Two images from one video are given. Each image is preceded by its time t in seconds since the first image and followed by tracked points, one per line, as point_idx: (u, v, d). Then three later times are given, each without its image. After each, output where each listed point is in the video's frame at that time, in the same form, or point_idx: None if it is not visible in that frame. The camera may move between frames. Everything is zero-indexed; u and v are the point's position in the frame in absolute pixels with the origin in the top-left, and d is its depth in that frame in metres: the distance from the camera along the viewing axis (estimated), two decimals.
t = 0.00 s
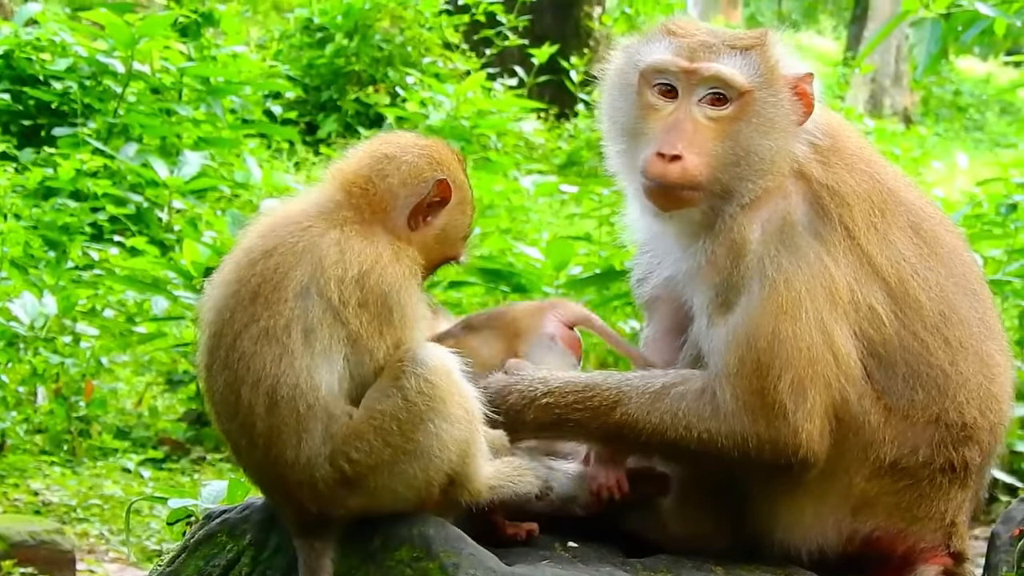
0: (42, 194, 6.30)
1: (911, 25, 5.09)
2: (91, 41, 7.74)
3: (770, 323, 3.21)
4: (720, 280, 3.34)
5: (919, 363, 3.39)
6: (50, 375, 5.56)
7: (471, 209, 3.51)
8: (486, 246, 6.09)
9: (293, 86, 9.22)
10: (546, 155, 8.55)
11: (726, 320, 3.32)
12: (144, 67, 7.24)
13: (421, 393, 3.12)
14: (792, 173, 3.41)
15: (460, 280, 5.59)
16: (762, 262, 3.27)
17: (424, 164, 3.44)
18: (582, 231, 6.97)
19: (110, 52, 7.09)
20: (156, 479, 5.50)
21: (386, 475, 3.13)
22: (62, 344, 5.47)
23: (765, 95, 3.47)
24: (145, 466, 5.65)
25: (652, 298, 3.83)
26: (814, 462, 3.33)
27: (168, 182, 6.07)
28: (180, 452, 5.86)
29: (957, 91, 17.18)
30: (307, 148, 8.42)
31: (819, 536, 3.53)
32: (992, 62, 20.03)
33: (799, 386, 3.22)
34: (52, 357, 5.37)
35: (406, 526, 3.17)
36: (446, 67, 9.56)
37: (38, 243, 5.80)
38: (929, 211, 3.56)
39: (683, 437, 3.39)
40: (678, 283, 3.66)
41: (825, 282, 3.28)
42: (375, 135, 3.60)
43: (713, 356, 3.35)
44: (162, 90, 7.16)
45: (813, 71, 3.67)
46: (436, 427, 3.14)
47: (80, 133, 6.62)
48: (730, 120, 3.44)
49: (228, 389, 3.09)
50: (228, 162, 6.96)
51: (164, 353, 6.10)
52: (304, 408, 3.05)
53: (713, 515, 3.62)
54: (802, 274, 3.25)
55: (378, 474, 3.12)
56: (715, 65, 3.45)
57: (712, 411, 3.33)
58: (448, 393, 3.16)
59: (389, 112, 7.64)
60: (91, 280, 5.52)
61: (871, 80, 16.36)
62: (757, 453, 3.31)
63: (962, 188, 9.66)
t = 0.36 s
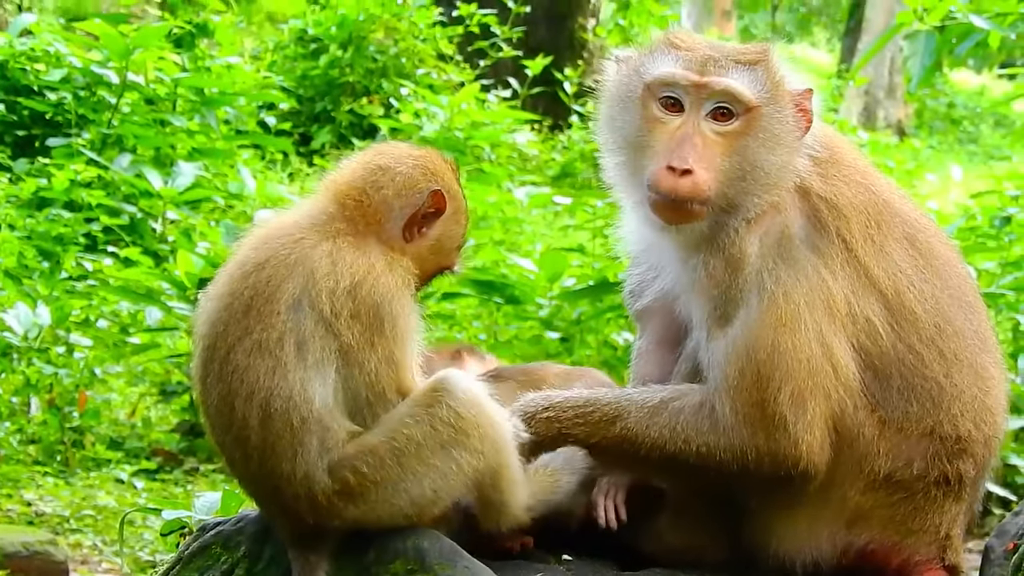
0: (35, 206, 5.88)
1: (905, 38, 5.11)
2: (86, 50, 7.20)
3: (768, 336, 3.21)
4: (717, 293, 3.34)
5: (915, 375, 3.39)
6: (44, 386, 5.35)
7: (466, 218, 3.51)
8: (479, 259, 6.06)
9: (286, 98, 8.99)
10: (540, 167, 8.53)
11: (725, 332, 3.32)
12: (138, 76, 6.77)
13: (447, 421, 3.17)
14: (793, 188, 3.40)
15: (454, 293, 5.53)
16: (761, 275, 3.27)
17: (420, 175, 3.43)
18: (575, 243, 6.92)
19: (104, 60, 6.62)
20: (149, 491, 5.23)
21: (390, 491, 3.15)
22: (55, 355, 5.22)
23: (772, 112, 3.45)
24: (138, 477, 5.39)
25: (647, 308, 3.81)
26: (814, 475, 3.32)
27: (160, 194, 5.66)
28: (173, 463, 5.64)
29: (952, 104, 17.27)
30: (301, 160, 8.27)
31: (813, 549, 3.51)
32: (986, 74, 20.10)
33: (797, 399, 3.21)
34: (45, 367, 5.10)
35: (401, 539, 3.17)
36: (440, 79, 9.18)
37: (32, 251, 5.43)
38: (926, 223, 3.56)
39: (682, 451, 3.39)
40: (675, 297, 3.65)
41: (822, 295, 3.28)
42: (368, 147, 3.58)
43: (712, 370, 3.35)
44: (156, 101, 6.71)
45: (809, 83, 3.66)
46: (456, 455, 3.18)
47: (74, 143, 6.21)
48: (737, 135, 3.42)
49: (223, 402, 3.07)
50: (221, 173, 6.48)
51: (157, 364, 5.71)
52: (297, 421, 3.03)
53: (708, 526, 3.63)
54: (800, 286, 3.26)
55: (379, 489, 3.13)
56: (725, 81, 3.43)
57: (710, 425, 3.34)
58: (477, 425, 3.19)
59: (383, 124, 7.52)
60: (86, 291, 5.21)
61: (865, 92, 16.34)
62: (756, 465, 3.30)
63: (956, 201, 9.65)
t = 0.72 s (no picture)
0: (32, 220, 5.75)
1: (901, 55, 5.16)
2: (84, 67, 6.83)
3: (765, 355, 3.21)
4: (715, 310, 3.34)
5: (913, 393, 3.39)
6: (41, 401, 5.14)
7: (472, 242, 3.46)
8: (476, 273, 6.04)
9: (283, 112, 8.86)
10: (536, 182, 8.54)
11: (722, 350, 3.32)
12: (134, 92, 6.62)
13: (424, 428, 3.10)
14: (795, 205, 3.40)
15: (452, 309, 5.48)
16: (758, 294, 3.27)
17: (427, 197, 3.39)
18: (573, 258, 6.89)
19: (102, 76, 6.36)
20: (146, 504, 4.96)
21: (381, 505, 3.10)
22: (52, 369, 5.12)
23: (776, 128, 3.43)
24: (135, 493, 5.08)
25: (645, 322, 3.82)
26: (803, 495, 3.33)
27: (158, 210, 5.53)
28: (170, 479, 5.35)
29: (947, 119, 17.30)
30: (298, 175, 8.18)
31: (809, 562, 3.53)
32: (982, 90, 20.16)
33: (790, 419, 3.22)
34: (42, 382, 5.00)
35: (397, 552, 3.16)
36: (437, 94, 9.13)
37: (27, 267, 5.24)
38: (925, 241, 3.56)
39: (671, 465, 3.39)
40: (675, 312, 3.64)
41: (819, 313, 3.28)
42: (376, 168, 3.55)
43: (706, 387, 3.34)
44: (152, 116, 6.56)
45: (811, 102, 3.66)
46: (438, 465, 3.11)
47: (72, 159, 6.00)
48: (740, 150, 3.40)
49: (223, 413, 3.03)
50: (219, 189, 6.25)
51: (155, 379, 5.72)
52: (297, 435, 2.99)
53: (704, 541, 3.64)
54: (797, 305, 3.26)
55: (376, 505, 3.10)
56: (730, 95, 3.40)
57: (700, 440, 3.33)
58: (454, 431, 3.13)
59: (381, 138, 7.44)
60: (83, 305, 5.13)
61: (862, 108, 16.34)
62: (746, 482, 3.30)
63: (953, 216, 9.65)
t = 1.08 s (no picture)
0: (29, 231, 5.71)
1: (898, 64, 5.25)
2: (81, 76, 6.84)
3: (761, 361, 3.21)
4: (712, 316, 3.35)
5: (909, 400, 3.39)
6: (38, 411, 5.11)
7: (464, 252, 3.47)
8: (474, 283, 6.06)
9: (281, 123, 8.85)
10: (534, 193, 8.57)
11: (718, 356, 3.32)
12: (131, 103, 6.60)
13: (374, 426, 3.02)
14: (792, 209, 3.41)
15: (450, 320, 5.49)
16: (755, 300, 3.28)
17: (418, 209, 3.36)
18: (570, 268, 6.90)
19: (98, 87, 6.35)
20: (143, 515, 4.96)
21: (364, 508, 3.05)
22: (49, 380, 5.07)
23: (772, 132, 3.43)
24: (133, 503, 5.10)
25: (643, 328, 3.83)
26: (795, 501, 3.34)
27: (155, 220, 5.58)
28: (168, 489, 5.35)
29: (944, 128, 17.33)
30: (296, 186, 8.18)
31: (804, 565, 3.53)
32: (979, 99, 20.24)
33: (786, 425, 3.22)
34: (42, 393, 4.97)
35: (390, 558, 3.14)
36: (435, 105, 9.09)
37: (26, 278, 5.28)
38: (924, 249, 3.55)
39: (663, 468, 3.39)
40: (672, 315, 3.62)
41: (816, 320, 3.29)
42: (370, 179, 3.52)
43: (701, 393, 3.35)
44: (150, 127, 6.55)
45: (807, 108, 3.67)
46: (405, 453, 3.04)
47: (69, 168, 5.97)
48: (738, 153, 3.39)
49: (216, 425, 3.01)
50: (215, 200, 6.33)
51: (153, 389, 5.75)
52: (290, 445, 2.98)
53: (703, 548, 3.64)
54: (793, 312, 3.26)
55: (372, 512, 3.07)
56: (726, 99, 3.39)
57: (693, 445, 3.33)
58: (405, 417, 3.04)
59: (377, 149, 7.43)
60: (81, 317, 5.13)
61: (859, 117, 16.35)
62: (738, 488, 3.31)
63: (950, 226, 9.68)
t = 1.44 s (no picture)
0: (23, 234, 5.70)
1: (892, 67, 5.25)
2: (74, 80, 6.83)
3: (760, 368, 3.20)
4: (709, 323, 3.34)
5: (905, 406, 3.39)
6: (32, 414, 5.12)
7: (452, 240, 3.40)
8: (467, 287, 6.07)
9: (274, 126, 8.86)
10: (527, 196, 8.58)
11: (717, 363, 3.31)
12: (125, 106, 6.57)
13: (388, 434, 3.02)
14: (784, 216, 3.40)
15: (443, 323, 5.49)
16: (753, 308, 3.27)
17: (401, 202, 3.31)
18: (563, 271, 6.91)
19: (92, 89, 6.31)
20: (136, 518, 4.96)
21: (361, 515, 3.06)
22: (42, 383, 5.09)
23: (762, 140, 3.42)
24: (126, 506, 5.10)
25: (635, 335, 3.83)
26: (800, 508, 3.33)
27: (149, 223, 5.60)
28: (161, 492, 5.38)
29: (938, 132, 17.40)
30: (289, 189, 8.18)
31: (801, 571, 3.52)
32: (973, 103, 20.35)
33: (787, 432, 3.21)
34: (33, 396, 4.98)
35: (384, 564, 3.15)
36: (428, 107, 9.03)
37: (19, 280, 5.24)
38: (917, 254, 3.56)
39: (670, 478, 3.38)
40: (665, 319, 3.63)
41: (814, 327, 3.28)
42: (353, 172, 3.47)
43: (701, 401, 3.34)
44: (144, 129, 6.53)
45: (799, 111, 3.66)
46: (411, 464, 3.04)
47: (62, 171, 5.95)
48: (727, 162, 3.39)
49: (209, 428, 3.01)
50: (208, 202, 6.47)
51: (146, 393, 5.75)
52: (281, 445, 2.96)
53: (696, 553, 3.68)
54: (791, 318, 3.26)
55: (368, 517, 3.07)
56: (715, 109, 3.40)
57: (700, 454, 3.33)
58: (416, 429, 3.05)
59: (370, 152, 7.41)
60: (74, 319, 5.14)
61: (853, 121, 16.38)
62: (746, 496, 3.29)
63: (944, 230, 9.70)
